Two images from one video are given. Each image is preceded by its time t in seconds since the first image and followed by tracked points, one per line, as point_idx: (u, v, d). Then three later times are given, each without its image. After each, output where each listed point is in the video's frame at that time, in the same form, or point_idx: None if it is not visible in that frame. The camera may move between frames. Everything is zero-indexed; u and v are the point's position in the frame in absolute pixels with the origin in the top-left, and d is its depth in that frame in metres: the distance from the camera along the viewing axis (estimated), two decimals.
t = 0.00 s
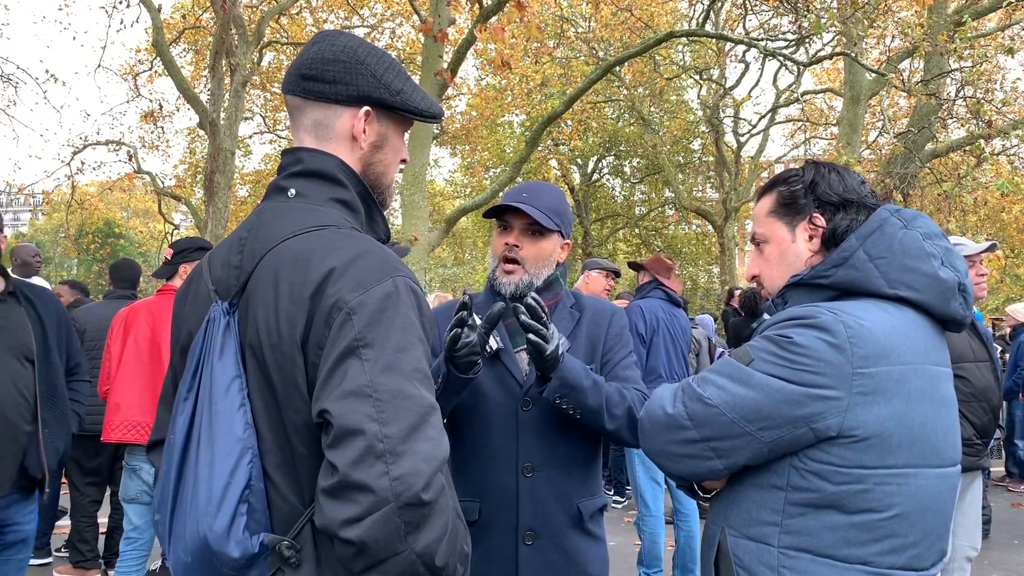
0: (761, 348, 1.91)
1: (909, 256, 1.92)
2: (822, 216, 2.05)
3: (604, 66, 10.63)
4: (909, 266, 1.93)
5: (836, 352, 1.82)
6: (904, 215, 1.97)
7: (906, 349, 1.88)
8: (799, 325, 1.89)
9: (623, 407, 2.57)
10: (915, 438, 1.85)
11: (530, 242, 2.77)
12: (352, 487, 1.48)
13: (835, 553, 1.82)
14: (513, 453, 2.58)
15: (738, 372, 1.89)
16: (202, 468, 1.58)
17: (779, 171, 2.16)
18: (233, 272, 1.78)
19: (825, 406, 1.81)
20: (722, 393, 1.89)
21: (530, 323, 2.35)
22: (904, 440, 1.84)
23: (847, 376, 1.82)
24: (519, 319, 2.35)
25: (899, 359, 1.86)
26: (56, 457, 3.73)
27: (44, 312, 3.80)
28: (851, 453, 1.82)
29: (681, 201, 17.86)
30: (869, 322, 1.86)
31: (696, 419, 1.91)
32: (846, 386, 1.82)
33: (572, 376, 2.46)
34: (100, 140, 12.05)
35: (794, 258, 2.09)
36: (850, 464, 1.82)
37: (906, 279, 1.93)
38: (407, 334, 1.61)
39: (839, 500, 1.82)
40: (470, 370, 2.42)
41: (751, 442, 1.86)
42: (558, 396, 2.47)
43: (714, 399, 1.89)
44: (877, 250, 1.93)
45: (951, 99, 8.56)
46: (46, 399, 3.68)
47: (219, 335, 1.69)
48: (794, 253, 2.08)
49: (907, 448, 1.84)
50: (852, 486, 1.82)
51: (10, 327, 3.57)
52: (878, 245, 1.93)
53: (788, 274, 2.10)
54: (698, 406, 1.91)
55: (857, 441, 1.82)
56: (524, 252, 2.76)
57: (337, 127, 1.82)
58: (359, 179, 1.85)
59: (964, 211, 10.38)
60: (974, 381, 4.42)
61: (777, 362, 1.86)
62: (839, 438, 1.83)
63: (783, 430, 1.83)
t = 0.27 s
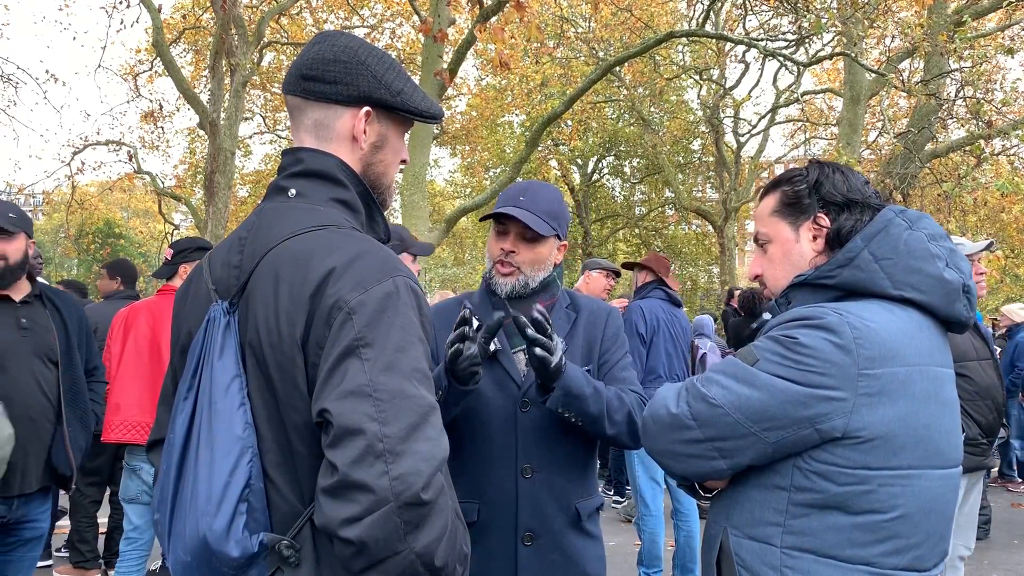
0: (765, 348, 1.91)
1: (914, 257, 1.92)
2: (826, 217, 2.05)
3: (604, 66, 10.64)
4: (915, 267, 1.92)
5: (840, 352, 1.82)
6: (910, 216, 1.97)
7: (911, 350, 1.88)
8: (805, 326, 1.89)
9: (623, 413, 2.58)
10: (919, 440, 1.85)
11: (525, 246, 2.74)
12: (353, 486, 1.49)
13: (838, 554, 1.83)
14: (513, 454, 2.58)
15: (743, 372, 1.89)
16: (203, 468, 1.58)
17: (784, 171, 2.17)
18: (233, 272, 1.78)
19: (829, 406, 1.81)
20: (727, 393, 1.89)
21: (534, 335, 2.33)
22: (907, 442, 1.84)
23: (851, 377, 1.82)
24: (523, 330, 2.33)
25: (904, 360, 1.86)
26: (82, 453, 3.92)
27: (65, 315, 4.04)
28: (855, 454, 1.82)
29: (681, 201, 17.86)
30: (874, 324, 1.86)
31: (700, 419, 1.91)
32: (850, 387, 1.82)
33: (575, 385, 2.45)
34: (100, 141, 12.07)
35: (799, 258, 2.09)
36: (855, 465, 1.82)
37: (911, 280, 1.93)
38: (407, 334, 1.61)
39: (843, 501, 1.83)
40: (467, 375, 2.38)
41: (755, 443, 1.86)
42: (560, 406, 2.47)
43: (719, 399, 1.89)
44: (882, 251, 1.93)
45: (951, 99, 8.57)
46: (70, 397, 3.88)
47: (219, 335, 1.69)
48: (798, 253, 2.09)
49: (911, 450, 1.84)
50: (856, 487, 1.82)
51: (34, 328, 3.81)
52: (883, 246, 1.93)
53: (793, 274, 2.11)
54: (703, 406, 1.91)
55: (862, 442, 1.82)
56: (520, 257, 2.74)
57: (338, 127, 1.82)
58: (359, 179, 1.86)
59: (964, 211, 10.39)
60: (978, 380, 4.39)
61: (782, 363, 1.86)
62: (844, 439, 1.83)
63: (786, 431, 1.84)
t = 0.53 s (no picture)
0: (768, 348, 1.91)
1: (917, 258, 1.92)
2: (829, 216, 2.05)
3: (604, 66, 10.65)
4: (917, 268, 1.92)
5: (843, 352, 1.82)
6: (913, 216, 1.98)
7: (913, 351, 1.88)
8: (808, 325, 1.89)
9: (622, 436, 2.58)
10: (921, 441, 1.85)
11: (532, 249, 2.77)
12: (353, 486, 1.48)
13: (840, 554, 1.83)
14: (513, 454, 2.57)
15: (747, 372, 1.89)
16: (203, 468, 1.58)
17: (786, 171, 2.17)
18: (234, 272, 1.78)
19: (832, 406, 1.81)
20: (730, 392, 1.89)
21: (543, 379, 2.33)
22: (910, 442, 1.84)
23: (854, 377, 1.82)
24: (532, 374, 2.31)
25: (907, 361, 1.86)
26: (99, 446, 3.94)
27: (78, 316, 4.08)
28: (857, 454, 1.82)
29: (681, 201, 17.87)
30: (876, 324, 1.86)
31: (702, 418, 1.91)
32: (853, 386, 1.82)
33: (578, 421, 2.43)
34: (100, 140, 12.08)
35: (801, 258, 2.09)
36: (857, 465, 1.82)
37: (912, 280, 1.93)
38: (408, 334, 1.61)
39: (845, 500, 1.83)
40: (469, 419, 2.30)
41: (758, 442, 1.86)
42: (564, 442, 2.44)
43: (721, 398, 1.89)
44: (885, 251, 1.93)
45: (951, 99, 8.57)
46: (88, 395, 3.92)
47: (220, 335, 1.69)
48: (800, 253, 2.09)
49: (913, 450, 1.84)
50: (858, 487, 1.82)
51: (50, 328, 3.81)
52: (886, 246, 1.93)
53: (794, 274, 2.10)
54: (705, 405, 1.91)
55: (865, 442, 1.82)
56: (526, 259, 2.76)
57: (338, 127, 1.82)
58: (360, 180, 1.86)
59: (964, 212, 10.39)
60: (982, 380, 4.35)
61: (786, 362, 1.86)
62: (847, 439, 1.83)
63: (788, 430, 1.83)
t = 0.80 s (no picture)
0: (768, 347, 1.91)
1: (918, 257, 1.92)
2: (831, 216, 2.05)
3: (604, 66, 10.64)
4: (918, 268, 1.92)
5: (844, 352, 1.83)
6: (914, 216, 1.98)
7: (913, 350, 1.88)
8: (809, 324, 1.89)
9: (627, 434, 2.58)
10: (920, 440, 1.85)
11: (537, 246, 2.79)
12: (353, 485, 1.49)
13: (838, 553, 1.83)
14: (513, 452, 2.58)
15: (747, 370, 1.89)
16: (204, 467, 1.58)
17: (788, 171, 2.17)
18: (235, 272, 1.78)
19: (832, 405, 1.81)
20: (730, 391, 1.89)
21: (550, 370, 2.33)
22: (909, 442, 1.84)
23: (855, 376, 1.82)
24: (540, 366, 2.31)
25: (907, 360, 1.86)
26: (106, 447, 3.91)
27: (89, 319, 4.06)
28: (856, 454, 1.82)
29: (681, 201, 17.86)
30: (876, 323, 1.86)
31: (702, 416, 1.91)
32: (854, 386, 1.82)
33: (585, 414, 2.42)
34: (100, 140, 12.07)
35: (802, 257, 2.09)
36: (856, 464, 1.82)
37: (913, 280, 1.93)
38: (409, 334, 1.61)
39: (844, 499, 1.83)
40: (474, 409, 2.26)
41: (757, 441, 1.86)
42: (571, 435, 2.43)
43: (721, 397, 1.89)
44: (886, 251, 1.93)
45: (951, 99, 8.57)
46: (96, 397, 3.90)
47: (220, 334, 1.69)
48: (802, 253, 2.09)
49: (912, 449, 1.84)
50: (857, 486, 1.82)
51: (62, 330, 3.81)
52: (887, 246, 1.93)
53: (795, 273, 2.11)
54: (705, 403, 1.91)
55: (864, 441, 1.82)
56: (532, 256, 2.77)
57: (339, 127, 1.82)
58: (360, 180, 1.86)
59: (964, 212, 10.38)
60: (988, 379, 4.37)
61: (786, 361, 1.86)
62: (846, 438, 1.83)
63: (789, 430, 1.84)
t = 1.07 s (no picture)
0: (767, 346, 1.91)
1: (918, 257, 1.92)
2: (831, 216, 2.05)
3: (604, 66, 10.64)
4: (918, 267, 1.92)
5: (843, 351, 1.82)
6: (915, 216, 1.97)
7: (912, 350, 1.87)
8: (808, 324, 1.89)
9: (629, 433, 2.57)
10: (919, 440, 1.85)
11: (540, 248, 2.77)
12: (353, 485, 1.48)
13: (838, 553, 1.83)
14: (516, 451, 2.57)
15: (746, 369, 1.89)
16: (204, 467, 1.58)
17: (789, 171, 2.17)
18: (235, 272, 1.78)
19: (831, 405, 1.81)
20: (729, 390, 1.89)
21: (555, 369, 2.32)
22: (908, 442, 1.84)
23: (853, 375, 1.82)
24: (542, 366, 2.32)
25: (906, 359, 1.86)
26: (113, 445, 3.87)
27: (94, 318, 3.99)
28: (855, 453, 1.82)
29: (681, 201, 17.86)
30: (876, 323, 1.86)
31: (701, 415, 1.91)
32: (852, 386, 1.82)
33: (589, 413, 2.44)
34: (100, 141, 12.07)
35: (802, 257, 2.09)
36: (855, 464, 1.82)
37: (913, 280, 1.93)
38: (408, 335, 1.61)
39: (842, 499, 1.82)
40: (477, 406, 2.27)
41: (756, 440, 1.86)
42: (575, 433, 2.44)
43: (720, 396, 1.89)
44: (886, 251, 1.93)
45: (951, 99, 8.57)
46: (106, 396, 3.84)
47: (220, 334, 1.69)
48: (802, 252, 2.08)
49: (911, 449, 1.84)
50: (856, 486, 1.82)
51: (64, 327, 3.73)
52: (887, 245, 1.93)
53: (796, 273, 2.10)
54: (704, 402, 1.91)
55: (863, 440, 1.82)
56: (535, 259, 2.76)
57: (339, 127, 1.82)
58: (360, 179, 1.86)
59: (964, 213, 10.38)
60: (992, 380, 4.39)
61: (785, 361, 1.86)
62: (844, 437, 1.83)
63: (788, 429, 1.83)
